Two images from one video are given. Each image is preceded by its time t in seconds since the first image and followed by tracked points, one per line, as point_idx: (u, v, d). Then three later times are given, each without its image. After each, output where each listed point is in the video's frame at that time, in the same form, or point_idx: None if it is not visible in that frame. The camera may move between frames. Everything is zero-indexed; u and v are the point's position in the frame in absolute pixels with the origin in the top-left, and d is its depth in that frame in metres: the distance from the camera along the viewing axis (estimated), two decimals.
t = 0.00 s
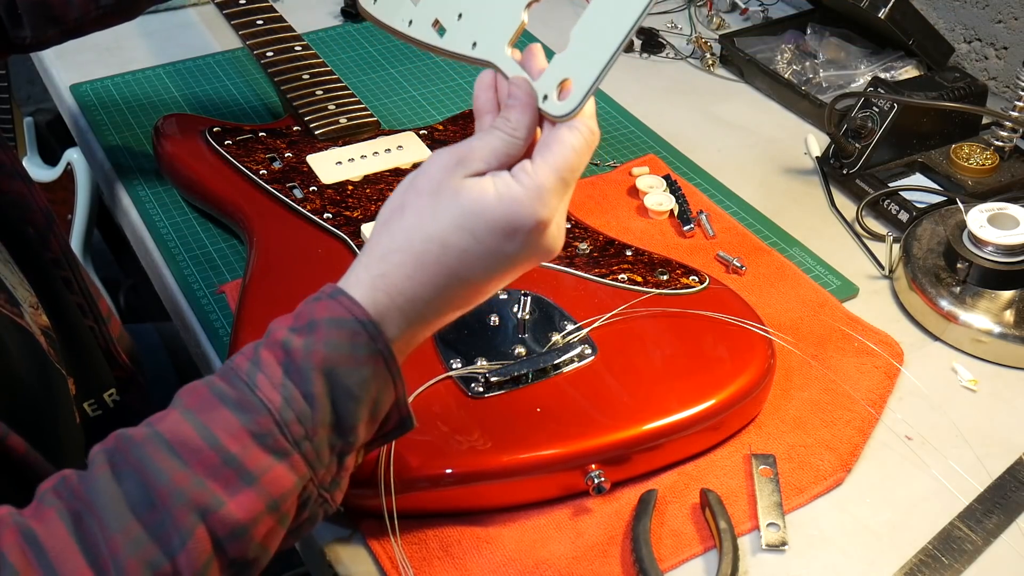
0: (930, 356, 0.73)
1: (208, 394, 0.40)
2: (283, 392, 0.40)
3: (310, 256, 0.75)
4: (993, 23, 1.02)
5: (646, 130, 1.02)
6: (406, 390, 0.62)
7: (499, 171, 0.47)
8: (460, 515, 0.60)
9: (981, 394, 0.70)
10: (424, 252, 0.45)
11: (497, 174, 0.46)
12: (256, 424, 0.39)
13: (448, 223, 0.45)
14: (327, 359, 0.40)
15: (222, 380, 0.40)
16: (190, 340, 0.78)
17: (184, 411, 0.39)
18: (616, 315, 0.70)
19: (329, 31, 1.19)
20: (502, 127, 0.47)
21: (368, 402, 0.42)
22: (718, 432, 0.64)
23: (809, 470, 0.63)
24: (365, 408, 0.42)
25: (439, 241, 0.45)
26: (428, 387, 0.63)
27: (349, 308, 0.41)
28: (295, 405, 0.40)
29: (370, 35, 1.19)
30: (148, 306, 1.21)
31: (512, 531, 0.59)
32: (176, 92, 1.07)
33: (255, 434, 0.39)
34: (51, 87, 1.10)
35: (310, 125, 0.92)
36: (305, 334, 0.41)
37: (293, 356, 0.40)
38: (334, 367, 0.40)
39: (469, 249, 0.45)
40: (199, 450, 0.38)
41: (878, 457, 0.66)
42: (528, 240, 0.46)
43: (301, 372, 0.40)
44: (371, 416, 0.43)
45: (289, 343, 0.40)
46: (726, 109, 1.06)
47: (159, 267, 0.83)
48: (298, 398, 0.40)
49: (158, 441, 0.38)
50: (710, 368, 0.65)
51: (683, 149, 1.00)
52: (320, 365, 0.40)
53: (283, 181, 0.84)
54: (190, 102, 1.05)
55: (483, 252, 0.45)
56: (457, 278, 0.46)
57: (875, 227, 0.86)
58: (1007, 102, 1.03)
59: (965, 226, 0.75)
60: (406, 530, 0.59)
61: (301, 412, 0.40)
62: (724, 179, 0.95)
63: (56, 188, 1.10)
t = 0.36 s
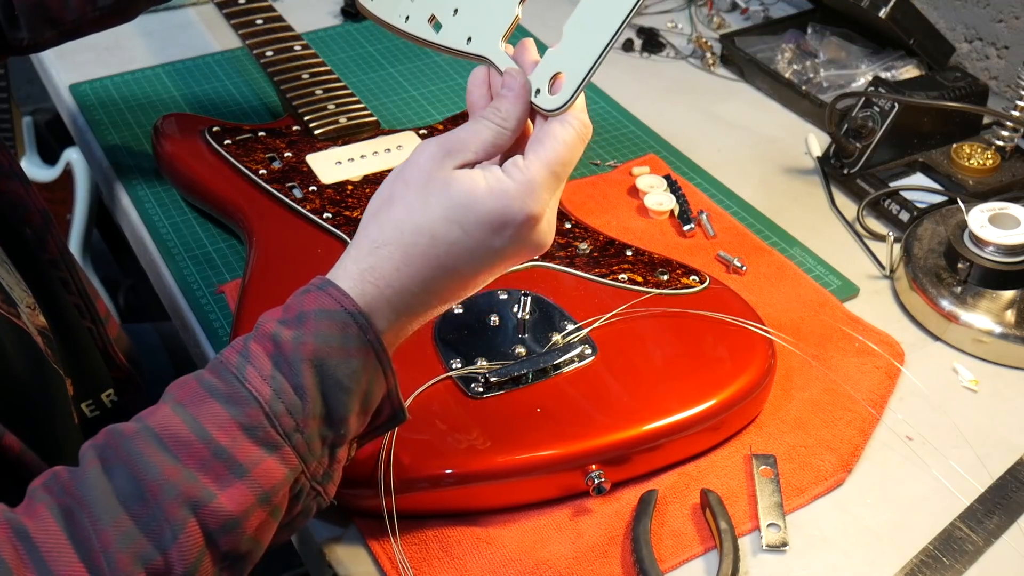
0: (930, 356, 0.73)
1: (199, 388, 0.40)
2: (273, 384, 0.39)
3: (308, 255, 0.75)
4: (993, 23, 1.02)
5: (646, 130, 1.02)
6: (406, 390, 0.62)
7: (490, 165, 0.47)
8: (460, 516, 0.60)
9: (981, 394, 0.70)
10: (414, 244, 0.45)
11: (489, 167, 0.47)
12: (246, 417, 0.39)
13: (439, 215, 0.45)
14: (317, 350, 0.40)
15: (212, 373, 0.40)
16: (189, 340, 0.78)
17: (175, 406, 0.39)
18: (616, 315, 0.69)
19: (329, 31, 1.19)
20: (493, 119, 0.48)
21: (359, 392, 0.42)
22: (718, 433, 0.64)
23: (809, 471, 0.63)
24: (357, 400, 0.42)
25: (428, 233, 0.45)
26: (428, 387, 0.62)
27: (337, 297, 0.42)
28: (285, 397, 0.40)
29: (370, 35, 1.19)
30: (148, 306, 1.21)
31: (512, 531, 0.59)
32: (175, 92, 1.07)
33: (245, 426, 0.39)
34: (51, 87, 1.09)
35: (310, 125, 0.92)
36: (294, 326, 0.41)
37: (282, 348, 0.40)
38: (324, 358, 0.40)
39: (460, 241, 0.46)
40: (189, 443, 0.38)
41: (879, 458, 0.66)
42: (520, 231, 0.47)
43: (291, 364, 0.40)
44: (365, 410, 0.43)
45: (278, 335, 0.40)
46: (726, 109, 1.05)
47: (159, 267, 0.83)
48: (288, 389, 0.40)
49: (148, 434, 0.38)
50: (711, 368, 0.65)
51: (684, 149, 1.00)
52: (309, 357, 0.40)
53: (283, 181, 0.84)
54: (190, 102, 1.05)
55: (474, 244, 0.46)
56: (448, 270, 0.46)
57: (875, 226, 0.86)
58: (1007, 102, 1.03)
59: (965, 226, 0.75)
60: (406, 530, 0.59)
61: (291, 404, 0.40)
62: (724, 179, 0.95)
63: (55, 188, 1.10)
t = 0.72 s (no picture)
0: (930, 356, 0.73)
1: (167, 388, 0.40)
2: (243, 386, 0.40)
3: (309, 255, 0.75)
4: (993, 23, 1.02)
5: (646, 129, 1.02)
6: (406, 390, 0.62)
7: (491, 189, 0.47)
8: (459, 515, 0.60)
9: (981, 394, 0.70)
10: (406, 262, 0.46)
11: (491, 194, 0.47)
12: (215, 419, 0.39)
13: (436, 239, 0.46)
14: (288, 350, 0.40)
15: (181, 372, 0.40)
16: (190, 340, 0.78)
17: (142, 407, 0.40)
18: (616, 315, 0.69)
19: (330, 31, 1.19)
20: (500, 130, 0.46)
21: (332, 390, 0.42)
22: (718, 433, 0.64)
23: (809, 470, 0.63)
24: (330, 397, 0.42)
25: (423, 254, 0.46)
26: (428, 387, 0.63)
27: (311, 298, 0.42)
28: (256, 399, 0.40)
29: (369, 35, 1.19)
30: (148, 305, 1.21)
31: (513, 531, 0.59)
32: (175, 92, 1.07)
33: (215, 428, 0.39)
34: (51, 88, 1.09)
35: (310, 125, 0.92)
36: (264, 324, 0.41)
37: (252, 348, 0.40)
38: (295, 358, 0.41)
39: (449, 265, 0.47)
40: (157, 448, 0.39)
41: (878, 458, 0.66)
42: (506, 265, 0.48)
43: (261, 364, 0.40)
44: (340, 407, 0.44)
45: (248, 335, 0.41)
46: (726, 109, 1.05)
47: (159, 267, 0.83)
48: (257, 391, 0.40)
49: (117, 438, 0.39)
50: (711, 368, 0.65)
51: (684, 149, 1.00)
52: (280, 356, 0.40)
53: (283, 181, 0.84)
54: (190, 102, 1.05)
55: (462, 269, 0.47)
56: (431, 285, 0.48)
57: (875, 227, 0.86)
58: (1007, 102, 1.03)
59: (965, 226, 0.75)
60: (406, 530, 0.59)
61: (261, 405, 0.40)
62: (724, 179, 0.95)
63: (56, 188, 1.10)
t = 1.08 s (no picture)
0: (930, 356, 0.73)
1: (128, 506, 0.34)
2: (204, 519, 0.34)
3: (309, 256, 0.75)
4: (993, 23, 1.02)
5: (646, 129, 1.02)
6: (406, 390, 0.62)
7: (530, 360, 0.38)
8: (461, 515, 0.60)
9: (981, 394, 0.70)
10: (407, 417, 0.36)
11: (528, 363, 0.37)
12: (169, 553, 0.34)
13: (453, 401, 0.36)
14: (259, 487, 0.34)
15: (147, 485, 0.35)
16: (190, 341, 0.78)
17: (99, 524, 0.34)
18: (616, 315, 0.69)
19: (330, 31, 1.19)
20: (568, 300, 0.39)
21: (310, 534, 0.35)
22: (718, 433, 0.64)
23: (809, 470, 0.63)
24: (311, 541, 0.35)
25: (432, 413, 0.36)
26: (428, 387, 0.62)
27: (300, 424, 0.34)
28: (216, 534, 0.34)
29: (369, 35, 1.19)
30: (147, 305, 1.21)
31: (513, 531, 0.59)
32: (175, 92, 1.07)
33: (169, 564, 0.34)
34: (51, 87, 1.10)
35: (310, 125, 0.92)
36: (242, 446, 0.34)
37: (223, 474, 0.34)
38: (263, 497, 0.34)
39: (455, 437, 0.37)
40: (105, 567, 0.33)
41: (878, 458, 0.66)
42: (520, 453, 0.38)
43: (229, 496, 0.34)
44: (318, 557, 0.37)
45: (222, 460, 0.34)
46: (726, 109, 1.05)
47: (159, 267, 0.83)
48: (219, 529, 0.34)
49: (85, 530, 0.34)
50: (710, 368, 0.65)
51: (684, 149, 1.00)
52: (251, 492, 0.34)
53: (283, 181, 0.84)
54: (190, 102, 1.05)
55: (466, 445, 0.37)
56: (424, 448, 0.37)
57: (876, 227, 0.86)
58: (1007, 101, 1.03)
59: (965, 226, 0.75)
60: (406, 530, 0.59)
61: (223, 543, 0.34)
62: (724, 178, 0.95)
63: (56, 188, 1.10)
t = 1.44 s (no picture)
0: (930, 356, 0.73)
1: None
2: None
3: (309, 257, 0.74)
4: (993, 23, 1.02)
5: (646, 129, 1.02)
6: (406, 390, 0.62)
7: None
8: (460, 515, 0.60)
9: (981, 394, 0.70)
10: None
11: None
12: None
13: None
14: None
15: None
16: (189, 341, 0.78)
17: None
18: (616, 315, 0.69)
19: (329, 32, 1.19)
20: None
21: None
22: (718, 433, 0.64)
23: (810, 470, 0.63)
24: None
25: None
26: (428, 386, 0.62)
27: None
28: None
29: (368, 36, 1.19)
30: (147, 305, 1.21)
31: (513, 531, 0.59)
32: (175, 92, 1.07)
33: None
34: (51, 87, 1.10)
35: (310, 125, 0.92)
36: None
37: None
38: None
39: None
40: None
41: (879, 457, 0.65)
42: None
43: None
44: None
45: None
46: (726, 109, 1.05)
47: (159, 267, 0.83)
48: None
49: None
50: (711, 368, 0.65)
51: (684, 149, 1.00)
52: None
53: (283, 181, 0.84)
54: (190, 102, 1.05)
55: None
56: None
57: (876, 227, 0.86)
58: (1007, 102, 1.03)
59: (965, 226, 0.74)
60: (406, 529, 0.59)
61: None
62: (723, 179, 0.95)
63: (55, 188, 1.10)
